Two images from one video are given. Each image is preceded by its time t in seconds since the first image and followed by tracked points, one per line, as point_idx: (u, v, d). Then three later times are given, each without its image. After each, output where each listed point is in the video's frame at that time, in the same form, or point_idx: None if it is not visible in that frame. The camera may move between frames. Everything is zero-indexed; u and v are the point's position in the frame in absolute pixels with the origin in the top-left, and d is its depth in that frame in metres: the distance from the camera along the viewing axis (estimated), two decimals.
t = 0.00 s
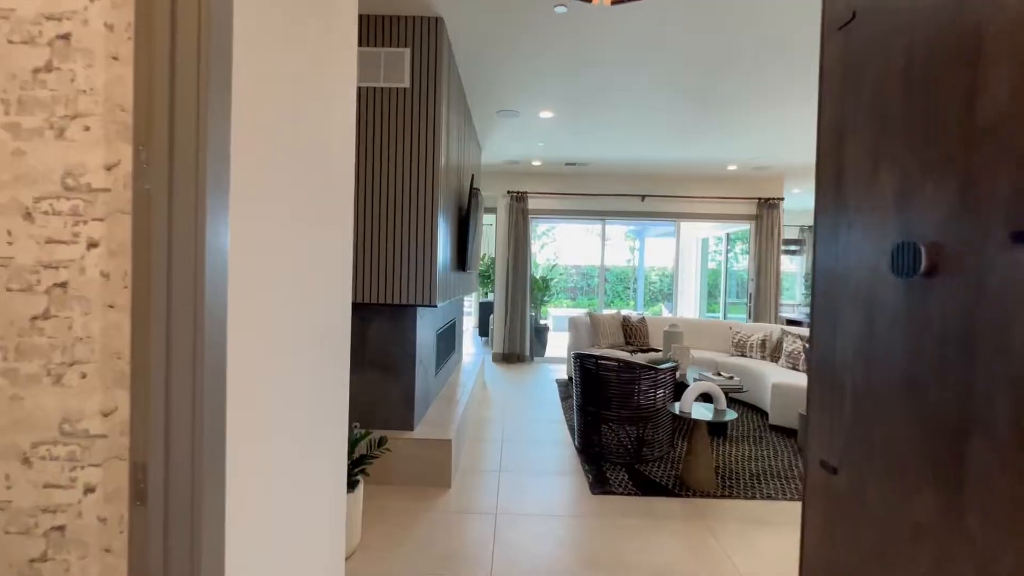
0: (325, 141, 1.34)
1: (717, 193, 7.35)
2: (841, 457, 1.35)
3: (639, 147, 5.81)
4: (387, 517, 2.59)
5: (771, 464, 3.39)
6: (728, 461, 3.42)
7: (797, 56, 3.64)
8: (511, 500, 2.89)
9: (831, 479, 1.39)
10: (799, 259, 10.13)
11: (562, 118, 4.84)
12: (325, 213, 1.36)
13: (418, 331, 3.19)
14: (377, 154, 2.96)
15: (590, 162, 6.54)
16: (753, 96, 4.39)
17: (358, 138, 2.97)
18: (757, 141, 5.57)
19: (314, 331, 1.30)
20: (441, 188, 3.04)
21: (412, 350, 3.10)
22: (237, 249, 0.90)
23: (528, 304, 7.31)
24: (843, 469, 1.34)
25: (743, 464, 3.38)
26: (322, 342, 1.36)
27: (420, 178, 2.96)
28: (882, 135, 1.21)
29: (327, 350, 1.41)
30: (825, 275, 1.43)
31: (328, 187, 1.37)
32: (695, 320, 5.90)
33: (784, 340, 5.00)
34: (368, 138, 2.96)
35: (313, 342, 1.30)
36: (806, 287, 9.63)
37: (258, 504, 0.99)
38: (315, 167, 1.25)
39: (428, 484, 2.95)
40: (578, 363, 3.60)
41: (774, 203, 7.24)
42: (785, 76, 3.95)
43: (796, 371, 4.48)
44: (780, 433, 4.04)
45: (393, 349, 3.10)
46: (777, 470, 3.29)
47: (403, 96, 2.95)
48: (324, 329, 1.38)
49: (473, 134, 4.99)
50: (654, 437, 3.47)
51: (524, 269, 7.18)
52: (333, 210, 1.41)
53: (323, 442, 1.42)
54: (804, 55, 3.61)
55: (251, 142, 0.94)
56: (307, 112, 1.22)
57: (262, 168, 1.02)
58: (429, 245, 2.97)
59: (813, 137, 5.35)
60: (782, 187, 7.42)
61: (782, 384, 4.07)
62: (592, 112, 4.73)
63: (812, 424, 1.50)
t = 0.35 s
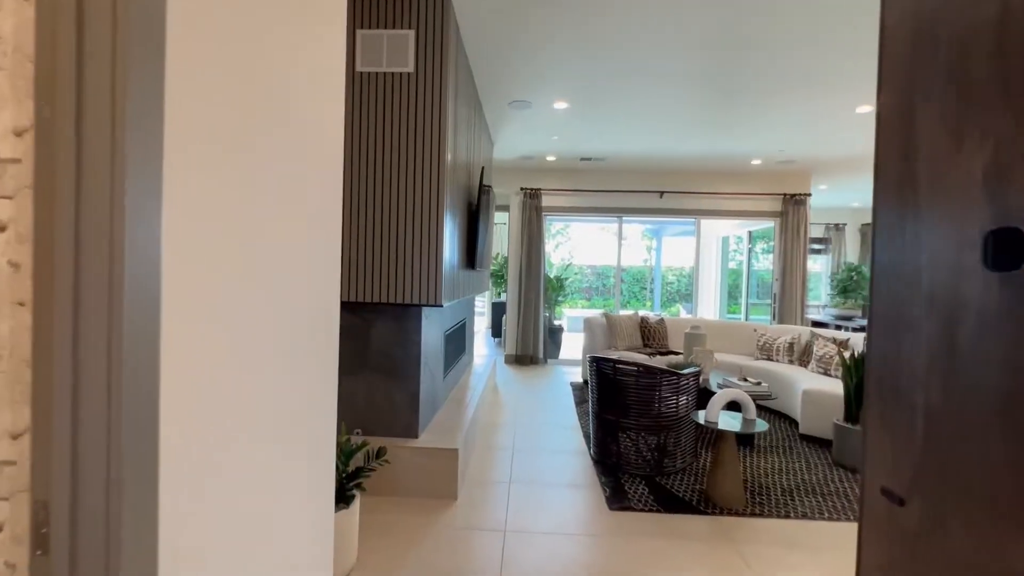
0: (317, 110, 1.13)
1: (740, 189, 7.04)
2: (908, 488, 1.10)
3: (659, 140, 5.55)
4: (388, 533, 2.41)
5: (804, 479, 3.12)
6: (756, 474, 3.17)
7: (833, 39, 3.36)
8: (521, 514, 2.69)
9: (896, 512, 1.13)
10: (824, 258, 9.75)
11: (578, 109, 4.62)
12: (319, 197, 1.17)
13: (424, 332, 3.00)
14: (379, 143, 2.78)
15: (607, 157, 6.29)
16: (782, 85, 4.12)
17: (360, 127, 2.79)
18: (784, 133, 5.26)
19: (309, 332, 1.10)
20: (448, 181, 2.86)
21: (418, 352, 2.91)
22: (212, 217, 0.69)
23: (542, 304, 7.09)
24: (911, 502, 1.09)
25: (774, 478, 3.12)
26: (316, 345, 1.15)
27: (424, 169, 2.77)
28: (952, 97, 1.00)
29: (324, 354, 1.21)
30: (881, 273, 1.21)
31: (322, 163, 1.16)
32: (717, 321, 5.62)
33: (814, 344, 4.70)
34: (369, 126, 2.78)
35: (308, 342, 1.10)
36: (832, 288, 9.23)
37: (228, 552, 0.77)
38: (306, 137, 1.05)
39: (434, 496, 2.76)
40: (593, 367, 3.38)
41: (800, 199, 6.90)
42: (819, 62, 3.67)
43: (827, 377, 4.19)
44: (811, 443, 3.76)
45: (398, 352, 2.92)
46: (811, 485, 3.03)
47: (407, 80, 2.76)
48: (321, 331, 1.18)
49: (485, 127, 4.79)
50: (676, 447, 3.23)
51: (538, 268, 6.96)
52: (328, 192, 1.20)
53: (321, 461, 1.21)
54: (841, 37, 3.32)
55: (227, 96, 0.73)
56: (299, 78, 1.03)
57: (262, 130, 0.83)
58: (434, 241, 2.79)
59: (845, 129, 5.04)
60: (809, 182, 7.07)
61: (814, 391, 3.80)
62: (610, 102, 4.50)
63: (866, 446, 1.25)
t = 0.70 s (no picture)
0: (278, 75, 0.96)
1: (759, 186, 6.74)
2: (985, 529, 0.84)
3: (673, 134, 5.30)
4: (380, 552, 2.23)
5: (833, 496, 2.87)
6: (781, 490, 2.93)
7: (865, 22, 3.10)
8: (525, 532, 2.49)
9: (967, 558, 0.87)
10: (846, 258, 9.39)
11: (588, 100, 4.39)
12: (284, 179, 0.99)
13: (423, 334, 2.82)
14: (373, 133, 2.60)
15: (619, 152, 6.06)
16: (808, 75, 3.87)
17: (352, 115, 2.60)
18: (807, 126, 4.98)
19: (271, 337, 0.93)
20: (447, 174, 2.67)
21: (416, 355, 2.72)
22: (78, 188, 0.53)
23: (551, 306, 6.86)
24: (989, 549, 0.83)
25: (800, 495, 2.87)
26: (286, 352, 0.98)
27: (421, 160, 2.59)
28: (993, 44, 0.83)
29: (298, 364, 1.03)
30: (932, 268, 0.99)
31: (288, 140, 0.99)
32: (735, 323, 5.35)
33: (841, 348, 4.42)
34: (363, 115, 2.60)
35: (270, 346, 0.93)
36: (854, 288, 8.87)
37: None
38: (257, 104, 0.88)
39: (433, 510, 2.57)
40: (602, 372, 3.16)
41: (822, 195, 6.59)
42: (849, 50, 3.43)
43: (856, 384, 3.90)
44: (840, 456, 3.49)
45: (393, 356, 2.73)
46: (842, 503, 2.78)
47: (403, 65, 2.58)
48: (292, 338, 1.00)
49: (491, 120, 4.59)
50: (693, 460, 3.00)
51: (547, 268, 6.75)
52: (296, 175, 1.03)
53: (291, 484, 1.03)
54: (874, 19, 3.06)
55: (106, 31, 0.56)
56: (252, 34, 0.86)
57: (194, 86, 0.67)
58: (431, 237, 2.60)
59: (873, 121, 4.75)
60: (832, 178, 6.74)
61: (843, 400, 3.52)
62: (623, 93, 4.27)
63: (927, 469, 0.99)
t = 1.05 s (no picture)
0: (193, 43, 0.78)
1: (775, 184, 6.49)
2: None
3: (685, 130, 5.08)
4: None
5: (861, 518, 2.65)
6: (803, 511, 2.71)
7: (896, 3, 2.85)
8: (525, 557, 2.29)
9: None
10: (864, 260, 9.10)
11: (596, 93, 4.18)
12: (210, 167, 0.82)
13: (417, 341, 2.64)
14: (362, 126, 2.43)
15: (629, 150, 5.86)
16: (828, 64, 3.66)
17: (339, 107, 2.43)
18: (828, 121, 4.73)
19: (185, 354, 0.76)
20: (442, 171, 2.50)
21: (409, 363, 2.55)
22: None
23: (558, 308, 6.66)
24: None
25: (824, 516, 2.65)
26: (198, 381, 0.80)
27: (415, 155, 2.42)
28: None
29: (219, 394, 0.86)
30: None
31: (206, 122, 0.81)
32: (750, 328, 5.11)
33: (864, 355, 4.18)
34: (351, 108, 2.43)
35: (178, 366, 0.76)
36: (873, 291, 8.56)
37: None
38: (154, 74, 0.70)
39: (426, 530, 2.40)
40: (610, 382, 2.96)
41: (841, 193, 6.32)
42: (874, 35, 3.20)
43: (882, 394, 3.66)
44: (866, 472, 3.26)
45: (385, 365, 2.55)
46: (871, 528, 2.56)
47: (394, 54, 2.41)
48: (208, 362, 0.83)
49: (493, 115, 4.41)
50: (707, 477, 2.79)
51: (554, 269, 6.56)
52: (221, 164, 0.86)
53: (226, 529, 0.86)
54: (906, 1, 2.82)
55: None
56: None
57: None
58: (425, 238, 2.44)
59: (896, 115, 4.50)
60: (852, 176, 6.46)
61: (869, 412, 3.29)
62: (631, 87, 4.08)
63: None
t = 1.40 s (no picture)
0: None
1: (788, 182, 6.28)
2: None
3: (695, 125, 4.89)
4: None
5: (888, 539, 2.45)
6: (823, 530, 2.52)
7: None
8: None
9: None
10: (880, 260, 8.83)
11: (601, 86, 4.01)
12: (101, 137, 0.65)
13: (409, 346, 2.48)
14: (349, 117, 2.29)
15: (636, 147, 5.68)
16: (848, 54, 3.47)
17: (325, 96, 2.29)
18: (845, 114, 4.52)
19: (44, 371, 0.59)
20: (434, 164, 2.35)
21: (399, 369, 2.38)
22: None
23: (564, 310, 6.49)
24: None
25: (847, 537, 2.46)
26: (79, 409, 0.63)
27: (405, 147, 2.27)
28: None
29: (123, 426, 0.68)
30: None
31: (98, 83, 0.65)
32: (763, 331, 4.91)
33: (885, 360, 3.96)
34: (338, 97, 2.29)
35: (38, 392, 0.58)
36: (889, 292, 8.29)
37: None
38: None
39: (417, 550, 2.24)
40: (614, 390, 2.77)
41: (858, 191, 6.08)
42: (897, 21, 3.02)
43: (906, 403, 3.45)
44: (890, 487, 3.05)
45: (375, 372, 2.39)
46: (899, 550, 2.36)
47: (383, 40, 2.27)
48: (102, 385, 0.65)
49: (494, 109, 4.25)
50: (719, 493, 2.60)
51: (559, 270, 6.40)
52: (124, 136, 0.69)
53: None
54: None
55: None
56: None
57: None
58: (416, 236, 2.28)
59: (918, 108, 4.30)
60: (870, 173, 6.23)
61: (894, 422, 3.08)
62: (638, 80, 3.92)
63: None
